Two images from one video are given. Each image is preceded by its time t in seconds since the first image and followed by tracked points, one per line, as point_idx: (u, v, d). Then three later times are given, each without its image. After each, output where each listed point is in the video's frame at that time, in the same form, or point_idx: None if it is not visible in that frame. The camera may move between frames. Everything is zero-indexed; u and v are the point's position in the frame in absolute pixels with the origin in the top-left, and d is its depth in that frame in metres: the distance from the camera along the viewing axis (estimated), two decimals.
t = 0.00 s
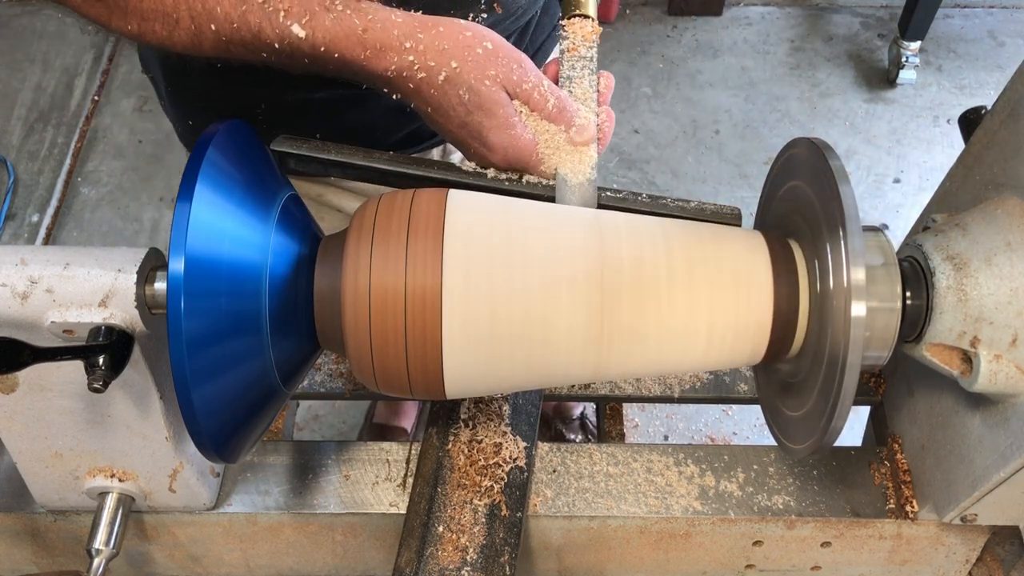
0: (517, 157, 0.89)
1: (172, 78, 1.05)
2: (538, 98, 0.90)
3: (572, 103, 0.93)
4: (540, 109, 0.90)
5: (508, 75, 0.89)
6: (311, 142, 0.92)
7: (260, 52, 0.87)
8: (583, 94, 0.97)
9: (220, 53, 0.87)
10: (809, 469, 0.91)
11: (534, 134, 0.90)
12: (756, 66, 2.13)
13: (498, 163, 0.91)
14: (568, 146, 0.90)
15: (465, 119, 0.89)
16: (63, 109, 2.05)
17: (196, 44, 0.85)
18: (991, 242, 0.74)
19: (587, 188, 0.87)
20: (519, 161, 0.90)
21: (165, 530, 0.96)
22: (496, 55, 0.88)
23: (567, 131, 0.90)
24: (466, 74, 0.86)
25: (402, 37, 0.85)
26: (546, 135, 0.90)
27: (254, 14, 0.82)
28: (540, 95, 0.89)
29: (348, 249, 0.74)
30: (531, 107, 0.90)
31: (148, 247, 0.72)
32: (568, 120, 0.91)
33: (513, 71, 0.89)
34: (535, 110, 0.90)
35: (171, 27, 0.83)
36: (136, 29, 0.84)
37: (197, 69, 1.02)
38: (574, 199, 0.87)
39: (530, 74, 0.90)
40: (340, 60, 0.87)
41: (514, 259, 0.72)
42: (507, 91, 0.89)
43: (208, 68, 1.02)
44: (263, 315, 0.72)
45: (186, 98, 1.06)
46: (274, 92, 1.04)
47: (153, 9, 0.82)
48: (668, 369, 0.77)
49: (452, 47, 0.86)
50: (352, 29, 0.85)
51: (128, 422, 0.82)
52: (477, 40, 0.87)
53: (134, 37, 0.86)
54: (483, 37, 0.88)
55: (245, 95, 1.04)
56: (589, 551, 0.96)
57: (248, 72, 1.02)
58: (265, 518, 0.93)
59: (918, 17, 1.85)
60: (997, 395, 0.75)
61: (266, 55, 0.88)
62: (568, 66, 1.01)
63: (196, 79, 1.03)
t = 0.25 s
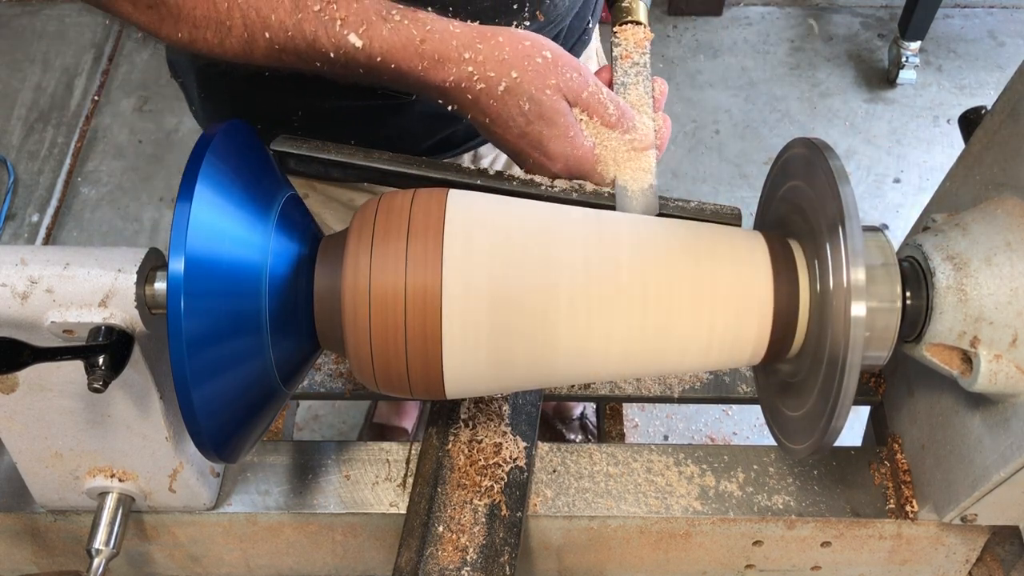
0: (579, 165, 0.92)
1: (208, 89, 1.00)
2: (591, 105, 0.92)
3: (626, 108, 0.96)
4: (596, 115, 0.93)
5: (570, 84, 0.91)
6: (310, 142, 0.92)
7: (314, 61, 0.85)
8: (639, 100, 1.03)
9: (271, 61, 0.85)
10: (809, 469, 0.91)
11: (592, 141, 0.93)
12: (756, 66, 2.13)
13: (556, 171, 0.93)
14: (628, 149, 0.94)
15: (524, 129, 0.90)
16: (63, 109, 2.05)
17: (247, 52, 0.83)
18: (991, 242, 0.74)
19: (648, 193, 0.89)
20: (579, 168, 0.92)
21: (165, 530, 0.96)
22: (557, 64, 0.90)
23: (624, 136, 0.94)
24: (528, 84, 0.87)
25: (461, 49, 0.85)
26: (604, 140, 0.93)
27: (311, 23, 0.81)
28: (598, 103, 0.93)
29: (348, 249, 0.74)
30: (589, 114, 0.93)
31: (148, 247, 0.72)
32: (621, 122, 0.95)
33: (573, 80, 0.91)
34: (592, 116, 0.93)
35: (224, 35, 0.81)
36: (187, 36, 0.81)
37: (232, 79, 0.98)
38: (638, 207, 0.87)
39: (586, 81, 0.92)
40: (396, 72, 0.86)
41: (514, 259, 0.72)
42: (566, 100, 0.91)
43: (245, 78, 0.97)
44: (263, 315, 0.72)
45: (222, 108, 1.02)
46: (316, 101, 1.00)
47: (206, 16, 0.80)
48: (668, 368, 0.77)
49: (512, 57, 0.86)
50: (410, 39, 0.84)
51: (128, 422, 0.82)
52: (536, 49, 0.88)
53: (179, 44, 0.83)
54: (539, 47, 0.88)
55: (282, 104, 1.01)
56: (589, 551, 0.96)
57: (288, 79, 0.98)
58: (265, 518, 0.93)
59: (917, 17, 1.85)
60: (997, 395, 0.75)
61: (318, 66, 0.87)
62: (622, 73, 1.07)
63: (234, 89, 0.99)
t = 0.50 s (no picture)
0: (510, 154, 0.87)
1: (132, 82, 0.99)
2: (544, 98, 0.88)
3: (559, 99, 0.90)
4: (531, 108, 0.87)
5: (501, 71, 0.86)
6: (310, 142, 0.92)
7: (251, 50, 0.81)
8: (571, 93, 0.96)
9: (212, 53, 0.82)
10: (809, 469, 0.91)
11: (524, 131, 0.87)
12: (756, 66, 2.13)
13: (487, 157, 0.89)
14: (559, 144, 0.89)
15: (458, 115, 0.86)
16: (63, 109, 2.05)
17: (189, 44, 0.80)
18: (991, 242, 0.74)
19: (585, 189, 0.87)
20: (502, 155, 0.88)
21: (165, 530, 0.96)
22: (489, 51, 0.85)
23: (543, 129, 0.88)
24: (457, 70, 0.83)
25: (396, 31, 0.81)
26: (539, 132, 0.88)
27: (244, 11, 0.76)
28: (531, 93, 0.87)
29: (348, 249, 0.74)
30: (521, 103, 0.87)
31: (148, 247, 0.72)
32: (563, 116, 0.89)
33: (504, 67, 0.86)
34: (519, 110, 0.87)
35: (161, 29, 0.78)
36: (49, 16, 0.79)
37: (206, 77, 0.95)
38: (568, 200, 0.86)
39: (516, 67, 0.87)
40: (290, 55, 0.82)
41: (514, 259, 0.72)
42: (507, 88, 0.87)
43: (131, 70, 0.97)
44: (263, 315, 0.72)
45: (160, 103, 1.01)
46: (268, 98, 0.98)
47: (143, 12, 0.76)
48: (668, 368, 0.77)
49: (445, 40, 0.82)
50: (344, 24, 0.79)
51: (128, 423, 0.82)
52: (469, 36, 0.84)
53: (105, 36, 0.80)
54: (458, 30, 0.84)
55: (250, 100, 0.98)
56: (589, 551, 0.96)
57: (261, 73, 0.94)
58: (266, 518, 0.92)
59: (917, 17, 1.85)
60: (997, 395, 0.75)
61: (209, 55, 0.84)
62: (557, 68, 0.98)
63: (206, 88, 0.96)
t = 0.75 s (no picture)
0: (393, 138, 0.89)
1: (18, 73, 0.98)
2: (416, 83, 0.89)
3: (441, 79, 0.92)
4: (416, 92, 0.89)
5: (378, 60, 0.88)
6: (310, 142, 0.92)
7: (135, 60, 0.83)
8: (455, 75, 0.97)
9: (97, 64, 0.83)
10: (809, 469, 0.91)
11: (407, 117, 0.89)
12: (756, 66, 2.13)
13: (374, 143, 0.91)
14: (437, 127, 0.90)
15: (340, 106, 0.88)
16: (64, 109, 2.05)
17: (71, 57, 0.81)
18: (991, 241, 0.74)
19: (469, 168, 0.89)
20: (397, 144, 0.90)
21: (165, 530, 0.96)
22: (363, 42, 0.87)
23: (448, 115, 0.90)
24: (335, 63, 0.84)
25: (272, 31, 0.83)
26: (418, 117, 0.90)
27: (125, 22, 0.79)
28: (410, 76, 0.89)
29: (348, 249, 0.74)
30: (401, 89, 0.89)
31: (148, 248, 0.72)
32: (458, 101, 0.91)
33: (381, 54, 0.88)
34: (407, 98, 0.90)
35: (42, 44, 0.79)
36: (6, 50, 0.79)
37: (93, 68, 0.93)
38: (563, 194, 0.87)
39: (404, 54, 0.90)
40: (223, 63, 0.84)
41: (514, 258, 0.72)
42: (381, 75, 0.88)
43: None
44: (263, 315, 0.72)
45: (47, 96, 0.98)
46: (150, 90, 0.95)
47: (21, 28, 0.77)
48: (668, 368, 0.77)
49: (319, 37, 0.84)
50: (222, 28, 0.81)
51: (128, 423, 0.82)
52: (343, 28, 0.86)
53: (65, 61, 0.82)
54: (348, 26, 0.86)
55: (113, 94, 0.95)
56: (589, 551, 0.96)
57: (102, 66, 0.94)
58: (265, 518, 0.92)
59: (918, 17, 1.85)
60: (997, 395, 0.75)
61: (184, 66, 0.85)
62: (437, 53, 1.01)
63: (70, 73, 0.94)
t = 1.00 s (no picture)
0: (353, 130, 0.88)
1: (4, 74, 0.98)
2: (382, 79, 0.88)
3: (408, 79, 0.90)
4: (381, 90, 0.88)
5: (346, 52, 0.86)
6: (310, 142, 0.92)
7: (105, 41, 0.79)
8: (422, 79, 0.94)
9: (69, 46, 0.79)
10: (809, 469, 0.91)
11: (371, 113, 0.88)
12: (756, 66, 2.13)
13: (335, 135, 0.91)
14: (399, 126, 0.89)
15: (303, 97, 0.86)
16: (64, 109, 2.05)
17: (41, 39, 0.77)
18: (991, 241, 0.74)
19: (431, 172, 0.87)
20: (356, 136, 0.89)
21: (165, 530, 0.96)
22: (333, 33, 0.85)
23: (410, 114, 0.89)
24: (302, 52, 0.82)
25: (244, 13, 0.79)
26: (381, 115, 0.88)
27: (95, 4, 0.75)
28: (376, 74, 0.87)
29: (348, 249, 0.74)
30: (367, 84, 0.88)
31: (148, 248, 0.72)
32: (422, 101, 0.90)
33: (350, 47, 0.86)
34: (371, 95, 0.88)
35: (12, 25, 0.75)
36: None
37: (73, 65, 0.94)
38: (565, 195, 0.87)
39: (373, 49, 0.88)
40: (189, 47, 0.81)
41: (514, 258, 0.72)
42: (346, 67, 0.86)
43: None
44: (263, 315, 0.72)
45: (28, 95, 0.97)
46: (133, 86, 0.95)
47: None
48: (668, 368, 0.77)
49: (289, 23, 0.82)
50: (193, 9, 0.78)
51: (128, 422, 0.82)
52: (314, 16, 0.84)
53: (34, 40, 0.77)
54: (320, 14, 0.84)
55: (98, 93, 0.95)
56: (589, 551, 0.96)
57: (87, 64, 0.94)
58: (265, 518, 0.92)
59: (918, 17, 1.85)
60: (997, 395, 0.75)
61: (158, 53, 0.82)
62: (407, 55, 0.99)
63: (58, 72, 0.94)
